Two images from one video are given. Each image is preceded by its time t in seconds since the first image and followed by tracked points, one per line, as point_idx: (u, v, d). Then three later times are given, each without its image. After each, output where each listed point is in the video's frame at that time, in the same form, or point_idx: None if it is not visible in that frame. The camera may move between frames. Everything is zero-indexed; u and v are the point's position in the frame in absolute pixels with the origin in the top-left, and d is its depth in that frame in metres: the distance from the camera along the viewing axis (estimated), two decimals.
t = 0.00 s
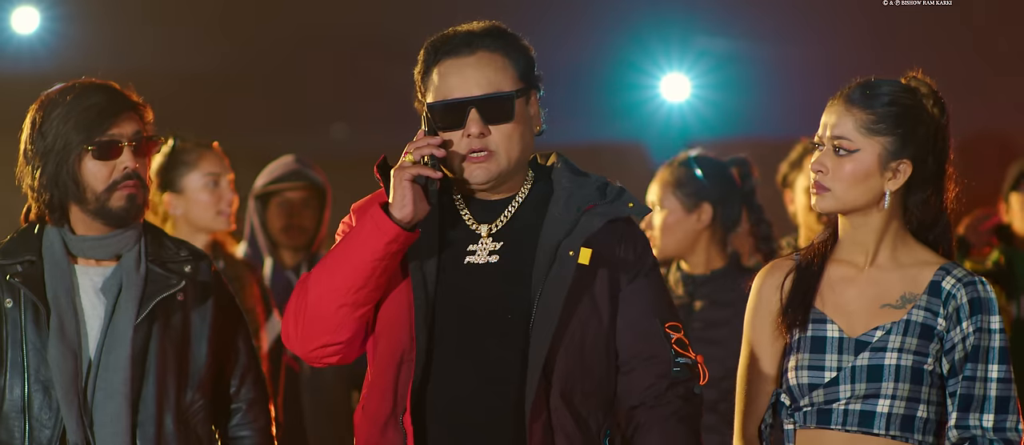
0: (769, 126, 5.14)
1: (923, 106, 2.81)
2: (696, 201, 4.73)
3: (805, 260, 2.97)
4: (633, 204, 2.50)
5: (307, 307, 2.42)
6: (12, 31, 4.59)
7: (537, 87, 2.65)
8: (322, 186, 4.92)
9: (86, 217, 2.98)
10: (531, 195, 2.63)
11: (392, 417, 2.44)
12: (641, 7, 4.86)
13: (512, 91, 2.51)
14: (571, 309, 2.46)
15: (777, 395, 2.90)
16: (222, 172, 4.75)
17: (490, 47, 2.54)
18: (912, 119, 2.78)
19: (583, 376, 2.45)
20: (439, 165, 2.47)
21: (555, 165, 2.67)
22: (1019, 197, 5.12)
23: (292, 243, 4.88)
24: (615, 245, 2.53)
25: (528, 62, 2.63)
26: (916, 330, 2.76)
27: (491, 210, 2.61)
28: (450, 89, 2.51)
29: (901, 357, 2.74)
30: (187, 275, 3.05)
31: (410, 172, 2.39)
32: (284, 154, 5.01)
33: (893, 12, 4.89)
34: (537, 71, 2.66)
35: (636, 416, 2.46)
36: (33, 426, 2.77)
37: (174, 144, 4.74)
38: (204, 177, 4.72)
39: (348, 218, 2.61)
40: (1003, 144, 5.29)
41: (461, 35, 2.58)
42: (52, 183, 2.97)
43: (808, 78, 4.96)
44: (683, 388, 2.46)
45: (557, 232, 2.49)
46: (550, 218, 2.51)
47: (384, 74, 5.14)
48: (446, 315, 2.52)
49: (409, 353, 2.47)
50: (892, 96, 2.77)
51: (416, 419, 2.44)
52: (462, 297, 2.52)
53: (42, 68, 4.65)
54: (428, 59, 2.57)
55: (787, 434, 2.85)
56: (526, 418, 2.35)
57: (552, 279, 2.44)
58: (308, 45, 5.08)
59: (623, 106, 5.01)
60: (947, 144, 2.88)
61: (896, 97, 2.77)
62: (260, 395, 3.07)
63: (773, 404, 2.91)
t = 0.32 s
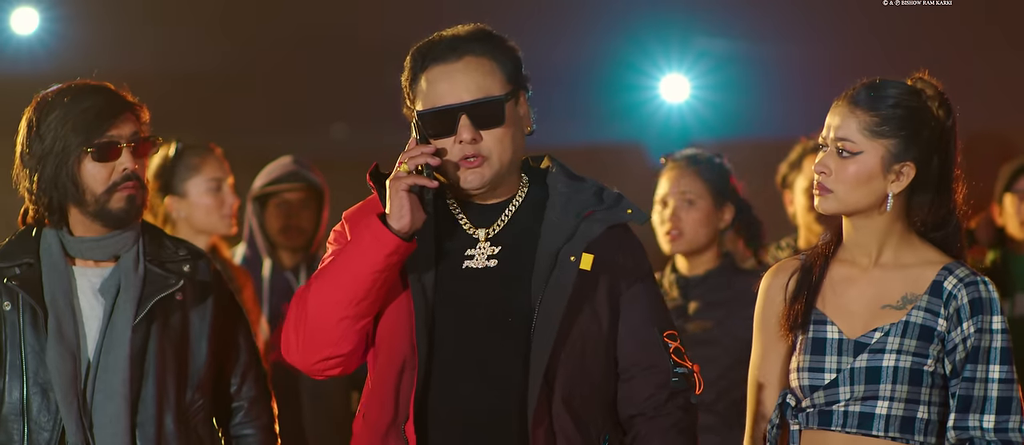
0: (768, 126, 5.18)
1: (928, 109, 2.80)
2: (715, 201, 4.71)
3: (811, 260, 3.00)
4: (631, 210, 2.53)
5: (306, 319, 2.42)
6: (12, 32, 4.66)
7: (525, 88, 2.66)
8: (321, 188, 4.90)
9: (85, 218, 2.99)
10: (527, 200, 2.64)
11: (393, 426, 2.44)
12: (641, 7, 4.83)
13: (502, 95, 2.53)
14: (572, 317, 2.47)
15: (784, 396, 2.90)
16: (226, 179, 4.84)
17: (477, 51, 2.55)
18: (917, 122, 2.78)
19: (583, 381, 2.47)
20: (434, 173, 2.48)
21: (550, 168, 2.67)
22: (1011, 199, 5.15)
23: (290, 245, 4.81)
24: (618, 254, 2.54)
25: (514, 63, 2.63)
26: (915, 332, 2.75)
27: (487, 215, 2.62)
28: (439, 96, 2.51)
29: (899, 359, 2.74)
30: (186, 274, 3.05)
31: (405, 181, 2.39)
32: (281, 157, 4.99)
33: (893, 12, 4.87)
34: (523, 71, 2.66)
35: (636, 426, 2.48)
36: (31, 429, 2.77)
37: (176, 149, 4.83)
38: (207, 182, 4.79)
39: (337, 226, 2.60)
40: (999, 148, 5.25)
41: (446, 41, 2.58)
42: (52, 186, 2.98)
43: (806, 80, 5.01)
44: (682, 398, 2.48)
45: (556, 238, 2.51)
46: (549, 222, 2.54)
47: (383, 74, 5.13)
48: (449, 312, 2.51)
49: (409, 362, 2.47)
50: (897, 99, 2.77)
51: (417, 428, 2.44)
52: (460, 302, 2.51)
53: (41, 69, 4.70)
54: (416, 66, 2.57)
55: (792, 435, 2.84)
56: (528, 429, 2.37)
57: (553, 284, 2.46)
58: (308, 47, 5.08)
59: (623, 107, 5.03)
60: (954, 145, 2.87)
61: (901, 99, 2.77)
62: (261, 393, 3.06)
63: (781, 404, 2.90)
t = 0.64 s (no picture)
0: (772, 126, 4.87)
1: (929, 110, 2.79)
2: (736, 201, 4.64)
3: (815, 261, 2.99)
4: (618, 217, 2.70)
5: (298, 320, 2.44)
6: (11, 32, 4.37)
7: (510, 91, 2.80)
8: (323, 189, 4.73)
9: (83, 218, 3.06)
10: (511, 205, 2.78)
11: (385, 431, 2.54)
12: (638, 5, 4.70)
13: (494, 99, 2.67)
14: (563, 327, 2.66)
15: (787, 396, 2.91)
16: (233, 177, 4.66)
17: (468, 55, 2.68)
18: (917, 123, 2.76)
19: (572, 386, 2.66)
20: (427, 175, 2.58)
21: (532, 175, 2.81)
22: (1011, 196, 4.92)
23: (292, 244, 4.71)
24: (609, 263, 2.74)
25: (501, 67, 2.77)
26: (914, 334, 2.74)
27: (475, 219, 2.74)
28: (430, 98, 2.64)
29: (898, 361, 2.73)
30: (186, 275, 3.10)
31: (404, 185, 2.46)
32: (285, 155, 4.73)
33: (893, 12, 4.79)
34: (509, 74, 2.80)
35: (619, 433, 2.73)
36: (28, 428, 2.86)
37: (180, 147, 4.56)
38: (212, 182, 4.63)
39: (317, 218, 2.62)
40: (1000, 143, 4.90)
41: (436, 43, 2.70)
42: (49, 185, 3.06)
43: (808, 79, 4.83)
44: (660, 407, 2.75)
45: (550, 243, 2.67)
46: (539, 228, 2.70)
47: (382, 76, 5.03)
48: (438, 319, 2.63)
49: (402, 367, 2.55)
50: (897, 100, 2.75)
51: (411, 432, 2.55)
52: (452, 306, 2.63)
53: (40, 70, 4.34)
54: (405, 67, 2.68)
55: (796, 436, 2.84)
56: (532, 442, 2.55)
57: (548, 294, 2.63)
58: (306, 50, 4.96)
59: (618, 108, 4.80)
60: (955, 145, 2.86)
61: (901, 101, 2.76)
62: (259, 395, 3.11)
63: (783, 405, 2.91)
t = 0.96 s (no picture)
0: (769, 128, 4.70)
1: (926, 109, 2.79)
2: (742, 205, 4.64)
3: (812, 262, 2.99)
4: (597, 222, 2.77)
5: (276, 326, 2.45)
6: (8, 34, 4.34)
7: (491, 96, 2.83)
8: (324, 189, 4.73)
9: (82, 218, 3.10)
10: (489, 209, 2.81)
11: (365, 435, 2.55)
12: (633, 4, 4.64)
13: (474, 105, 2.70)
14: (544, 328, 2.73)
15: (783, 397, 2.90)
16: (236, 178, 4.64)
17: (449, 60, 2.70)
18: (916, 124, 2.77)
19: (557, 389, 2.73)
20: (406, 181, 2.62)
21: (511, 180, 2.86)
22: (1016, 193, 4.77)
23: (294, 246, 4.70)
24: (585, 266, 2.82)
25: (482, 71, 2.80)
26: (912, 335, 2.75)
27: (454, 223, 2.76)
28: (410, 105, 2.67)
29: (896, 363, 2.73)
30: (186, 277, 3.11)
31: (383, 191, 2.49)
32: (285, 156, 4.68)
33: (893, 12, 4.70)
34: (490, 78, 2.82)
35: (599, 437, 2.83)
36: (27, 428, 2.89)
37: (185, 148, 4.54)
38: (217, 182, 4.62)
39: (295, 225, 2.64)
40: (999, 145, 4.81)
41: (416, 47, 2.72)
42: (47, 184, 3.12)
43: (807, 78, 4.71)
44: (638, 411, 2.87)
45: (530, 249, 2.71)
46: (519, 234, 2.74)
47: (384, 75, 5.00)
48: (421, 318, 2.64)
49: (381, 372, 2.56)
50: (895, 102, 2.75)
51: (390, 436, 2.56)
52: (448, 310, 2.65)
53: (37, 70, 4.31)
54: (385, 72, 2.70)
55: (791, 436, 2.84)
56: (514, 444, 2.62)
57: (529, 301, 2.67)
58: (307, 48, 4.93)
59: (614, 110, 4.68)
60: (954, 143, 2.86)
61: (899, 102, 2.76)
62: (259, 397, 3.12)
63: (779, 406, 2.90)
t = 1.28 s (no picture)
0: (765, 129, 4.65)
1: (920, 109, 2.80)
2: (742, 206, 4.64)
3: (806, 264, 3.00)
4: (588, 214, 2.71)
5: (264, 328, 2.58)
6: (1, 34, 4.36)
7: (480, 90, 2.81)
8: (320, 192, 4.75)
9: (78, 220, 3.10)
10: (485, 201, 2.80)
11: (350, 431, 2.61)
12: (631, 4, 4.54)
13: (457, 99, 2.70)
14: (531, 320, 2.67)
15: (777, 399, 2.91)
16: (239, 183, 4.72)
17: (432, 55, 2.72)
18: (911, 124, 2.78)
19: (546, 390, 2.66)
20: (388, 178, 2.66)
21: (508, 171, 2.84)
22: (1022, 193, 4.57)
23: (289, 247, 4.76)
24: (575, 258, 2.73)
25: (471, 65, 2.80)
26: (908, 337, 2.75)
27: (447, 219, 2.77)
28: (395, 99, 2.69)
29: (892, 364, 2.74)
30: (182, 279, 3.11)
31: (359, 187, 2.56)
32: (280, 157, 4.71)
33: (893, 12, 4.52)
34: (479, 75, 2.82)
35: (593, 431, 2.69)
36: (23, 430, 2.90)
37: (188, 152, 4.58)
38: (221, 186, 4.71)
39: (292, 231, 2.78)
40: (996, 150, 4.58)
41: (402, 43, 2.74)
42: (44, 187, 3.11)
43: (806, 79, 4.60)
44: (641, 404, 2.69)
45: (516, 242, 2.69)
46: (508, 228, 2.72)
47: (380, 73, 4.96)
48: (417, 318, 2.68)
49: (365, 369, 2.63)
50: (888, 103, 2.76)
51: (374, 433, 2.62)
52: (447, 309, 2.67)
53: (32, 72, 4.35)
54: (372, 69, 2.74)
55: (786, 438, 2.86)
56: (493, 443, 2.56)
57: (511, 292, 2.64)
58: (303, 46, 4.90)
59: (609, 113, 4.64)
60: (947, 142, 2.88)
61: (892, 103, 2.77)
62: (255, 398, 3.15)
63: (772, 408, 2.90)
